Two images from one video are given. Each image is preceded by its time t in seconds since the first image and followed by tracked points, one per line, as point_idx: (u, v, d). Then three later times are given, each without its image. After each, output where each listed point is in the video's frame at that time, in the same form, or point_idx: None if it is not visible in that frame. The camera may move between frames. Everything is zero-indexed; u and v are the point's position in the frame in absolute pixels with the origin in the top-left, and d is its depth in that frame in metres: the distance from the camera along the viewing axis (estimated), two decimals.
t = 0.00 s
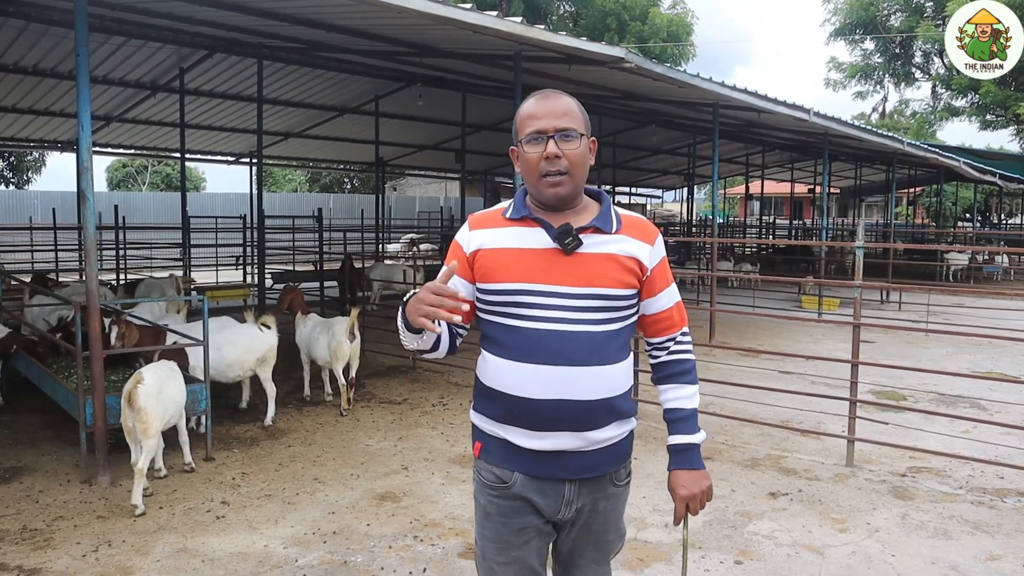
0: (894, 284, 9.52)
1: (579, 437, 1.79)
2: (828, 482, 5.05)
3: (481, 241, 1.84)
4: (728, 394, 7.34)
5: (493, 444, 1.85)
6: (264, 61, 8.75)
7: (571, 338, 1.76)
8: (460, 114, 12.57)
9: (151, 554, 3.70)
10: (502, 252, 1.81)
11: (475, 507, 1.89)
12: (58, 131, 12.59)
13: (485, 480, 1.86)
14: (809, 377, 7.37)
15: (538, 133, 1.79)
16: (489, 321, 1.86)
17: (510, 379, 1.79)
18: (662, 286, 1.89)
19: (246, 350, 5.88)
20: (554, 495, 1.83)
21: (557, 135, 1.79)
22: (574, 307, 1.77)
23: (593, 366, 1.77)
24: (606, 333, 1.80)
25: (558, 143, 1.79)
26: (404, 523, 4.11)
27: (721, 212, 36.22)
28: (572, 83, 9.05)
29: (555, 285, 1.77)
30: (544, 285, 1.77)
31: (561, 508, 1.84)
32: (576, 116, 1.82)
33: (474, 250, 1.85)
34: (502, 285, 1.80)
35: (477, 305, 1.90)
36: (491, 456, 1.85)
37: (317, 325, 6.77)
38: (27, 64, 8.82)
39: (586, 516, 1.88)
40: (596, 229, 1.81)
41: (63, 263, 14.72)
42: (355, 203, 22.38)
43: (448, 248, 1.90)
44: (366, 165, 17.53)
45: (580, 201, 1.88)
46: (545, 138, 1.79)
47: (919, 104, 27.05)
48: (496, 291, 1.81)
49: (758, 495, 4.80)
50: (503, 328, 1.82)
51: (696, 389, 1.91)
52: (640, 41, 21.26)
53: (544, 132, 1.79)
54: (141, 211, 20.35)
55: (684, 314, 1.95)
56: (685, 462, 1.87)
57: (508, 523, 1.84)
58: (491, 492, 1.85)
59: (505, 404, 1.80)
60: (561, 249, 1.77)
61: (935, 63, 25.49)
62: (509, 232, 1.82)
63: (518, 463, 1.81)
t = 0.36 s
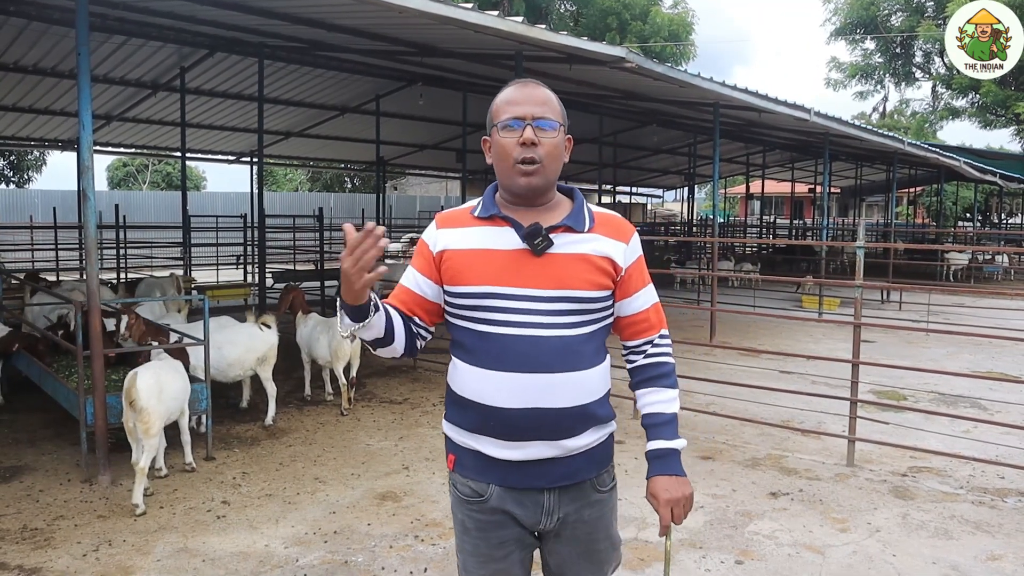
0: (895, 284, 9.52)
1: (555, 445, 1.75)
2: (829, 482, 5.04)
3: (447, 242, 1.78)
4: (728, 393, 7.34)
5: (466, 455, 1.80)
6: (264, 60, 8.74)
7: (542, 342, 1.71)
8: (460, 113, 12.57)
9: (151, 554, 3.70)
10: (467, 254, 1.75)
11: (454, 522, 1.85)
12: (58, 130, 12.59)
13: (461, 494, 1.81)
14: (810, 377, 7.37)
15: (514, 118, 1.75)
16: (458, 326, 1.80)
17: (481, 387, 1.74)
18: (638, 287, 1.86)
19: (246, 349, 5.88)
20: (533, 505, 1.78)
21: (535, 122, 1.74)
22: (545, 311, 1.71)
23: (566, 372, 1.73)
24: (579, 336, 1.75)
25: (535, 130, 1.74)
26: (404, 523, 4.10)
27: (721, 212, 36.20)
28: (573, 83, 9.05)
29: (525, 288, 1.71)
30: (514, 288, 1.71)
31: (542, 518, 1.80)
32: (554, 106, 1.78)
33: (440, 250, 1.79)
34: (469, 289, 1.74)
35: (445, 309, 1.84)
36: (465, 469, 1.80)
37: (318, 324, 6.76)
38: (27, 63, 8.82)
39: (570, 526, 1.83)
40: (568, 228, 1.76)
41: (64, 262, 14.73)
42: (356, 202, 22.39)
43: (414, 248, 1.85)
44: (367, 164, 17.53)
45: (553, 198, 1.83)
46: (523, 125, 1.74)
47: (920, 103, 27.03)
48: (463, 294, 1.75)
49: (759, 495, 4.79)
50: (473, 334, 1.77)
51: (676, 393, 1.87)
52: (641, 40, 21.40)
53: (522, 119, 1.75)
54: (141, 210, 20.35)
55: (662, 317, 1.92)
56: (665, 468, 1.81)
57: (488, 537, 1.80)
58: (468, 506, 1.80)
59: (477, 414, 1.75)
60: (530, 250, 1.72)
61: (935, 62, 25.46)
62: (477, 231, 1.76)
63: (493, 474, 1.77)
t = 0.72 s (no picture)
0: (902, 284, 9.49)
1: (554, 449, 1.74)
2: (836, 482, 5.03)
3: (441, 247, 1.77)
4: (736, 393, 7.33)
5: (465, 461, 1.80)
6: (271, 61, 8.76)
7: (540, 346, 1.71)
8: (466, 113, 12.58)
9: (159, 552, 3.71)
10: (461, 258, 1.74)
11: (454, 526, 1.85)
12: (66, 130, 12.63)
13: (461, 499, 1.81)
14: (817, 377, 7.35)
15: (509, 114, 1.74)
16: (453, 332, 1.80)
17: (478, 392, 1.73)
18: (635, 286, 1.84)
19: (254, 348, 5.89)
20: (534, 506, 1.77)
21: (530, 117, 1.73)
22: (542, 314, 1.71)
23: (564, 374, 1.72)
24: (577, 339, 1.75)
25: (530, 126, 1.73)
26: (412, 522, 4.10)
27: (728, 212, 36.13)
28: (579, 83, 9.04)
29: (520, 292, 1.70)
30: (509, 292, 1.70)
31: (543, 519, 1.78)
32: (549, 101, 1.77)
33: (434, 256, 1.78)
34: (465, 294, 1.73)
35: (441, 314, 1.83)
36: (464, 472, 1.80)
37: (325, 324, 6.77)
38: (35, 63, 8.86)
39: (574, 529, 1.80)
40: (564, 228, 1.75)
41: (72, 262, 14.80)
42: (362, 202, 22.41)
43: (406, 255, 1.84)
44: (373, 164, 17.57)
45: (546, 197, 1.82)
46: (518, 121, 1.73)
47: (927, 103, 26.94)
48: (459, 300, 1.74)
49: (766, 495, 4.78)
50: (469, 339, 1.76)
51: (677, 395, 1.87)
52: (648, 41, 21.21)
53: (517, 114, 1.73)
54: (149, 209, 20.42)
55: (659, 315, 1.91)
56: (672, 473, 1.82)
57: (488, 541, 1.79)
58: (467, 510, 1.80)
59: (475, 419, 1.75)
60: (526, 252, 1.71)
61: (943, 62, 25.37)
62: (471, 235, 1.75)
63: (492, 479, 1.76)
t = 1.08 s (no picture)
0: (912, 282, 9.43)
1: (570, 450, 1.73)
2: (846, 481, 5.00)
3: (456, 242, 1.77)
4: (745, 392, 7.31)
5: (480, 461, 1.79)
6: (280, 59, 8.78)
7: (556, 344, 1.70)
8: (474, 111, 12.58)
9: (169, 549, 3.72)
10: (477, 254, 1.74)
11: (470, 528, 1.85)
12: (75, 129, 12.70)
13: (476, 500, 1.81)
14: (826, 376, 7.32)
15: (522, 114, 1.73)
16: (469, 329, 1.80)
17: (493, 391, 1.73)
18: (653, 284, 1.83)
19: (263, 346, 5.90)
20: (548, 509, 1.76)
21: (543, 117, 1.73)
22: (558, 312, 1.70)
23: (580, 374, 1.71)
24: (594, 337, 1.74)
25: (543, 126, 1.72)
26: (420, 519, 4.11)
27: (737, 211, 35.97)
28: (587, 81, 9.03)
29: (536, 289, 1.70)
30: (525, 289, 1.70)
31: (558, 522, 1.77)
32: (564, 99, 1.76)
33: (449, 252, 1.78)
34: (481, 291, 1.73)
35: (456, 311, 1.84)
36: (479, 473, 1.80)
37: (334, 322, 6.78)
38: (45, 62, 8.90)
39: (588, 532, 1.79)
40: (581, 225, 1.75)
41: (82, 260, 14.88)
42: (369, 201, 22.43)
43: (422, 252, 1.84)
44: (382, 162, 17.59)
45: (562, 194, 1.82)
46: (532, 120, 1.72)
47: (937, 101, 26.78)
48: (475, 296, 1.74)
49: (775, 494, 4.76)
50: (485, 337, 1.76)
51: (695, 395, 1.86)
52: (656, 38, 21.12)
53: (531, 113, 1.73)
54: (158, 208, 20.51)
55: (677, 313, 1.90)
56: (690, 475, 1.81)
57: (504, 544, 1.79)
58: (482, 512, 1.79)
59: (491, 418, 1.74)
60: (542, 249, 1.71)
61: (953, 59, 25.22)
62: (487, 231, 1.75)
63: (507, 480, 1.75)
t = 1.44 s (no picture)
0: (917, 275, 9.38)
1: (587, 444, 1.72)
2: (851, 474, 4.99)
3: (475, 230, 1.76)
4: (750, 384, 7.30)
5: (495, 456, 1.79)
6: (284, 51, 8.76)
7: (575, 335, 1.69)
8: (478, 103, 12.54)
9: (175, 541, 3.73)
10: (496, 243, 1.73)
11: (484, 522, 1.85)
12: (79, 122, 12.70)
13: (491, 495, 1.80)
14: (832, 368, 7.30)
15: (543, 103, 1.72)
16: (486, 320, 1.79)
17: (510, 383, 1.72)
18: (674, 277, 1.82)
19: (269, 339, 5.91)
20: (564, 506, 1.76)
21: (564, 107, 1.72)
22: (576, 302, 1.69)
23: (598, 366, 1.70)
24: (613, 328, 1.73)
25: (565, 115, 1.71)
26: (426, 511, 4.12)
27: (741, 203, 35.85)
28: (593, 72, 8.98)
29: (555, 278, 1.69)
30: (544, 278, 1.69)
31: (573, 519, 1.77)
32: (586, 88, 1.74)
33: (467, 241, 1.78)
34: (499, 279, 1.72)
35: (474, 301, 1.83)
36: (494, 468, 1.79)
37: (339, 315, 6.78)
38: (49, 55, 8.88)
39: (603, 530, 1.79)
40: (601, 214, 1.74)
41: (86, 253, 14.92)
42: (373, 193, 22.41)
43: (440, 241, 1.83)
44: (386, 155, 17.57)
45: (583, 184, 1.81)
46: (553, 109, 1.72)
47: (943, 93, 26.61)
48: (493, 285, 1.73)
49: (780, 486, 4.75)
50: (502, 327, 1.75)
51: (716, 390, 1.85)
52: (661, 31, 21.20)
53: (552, 103, 1.72)
54: (162, 201, 20.52)
55: (697, 307, 1.89)
56: (707, 472, 1.81)
57: (518, 540, 1.79)
58: (497, 506, 1.79)
59: (507, 410, 1.74)
60: (561, 237, 1.70)
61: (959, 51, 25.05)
62: (505, 220, 1.74)
63: (522, 475, 1.75)
